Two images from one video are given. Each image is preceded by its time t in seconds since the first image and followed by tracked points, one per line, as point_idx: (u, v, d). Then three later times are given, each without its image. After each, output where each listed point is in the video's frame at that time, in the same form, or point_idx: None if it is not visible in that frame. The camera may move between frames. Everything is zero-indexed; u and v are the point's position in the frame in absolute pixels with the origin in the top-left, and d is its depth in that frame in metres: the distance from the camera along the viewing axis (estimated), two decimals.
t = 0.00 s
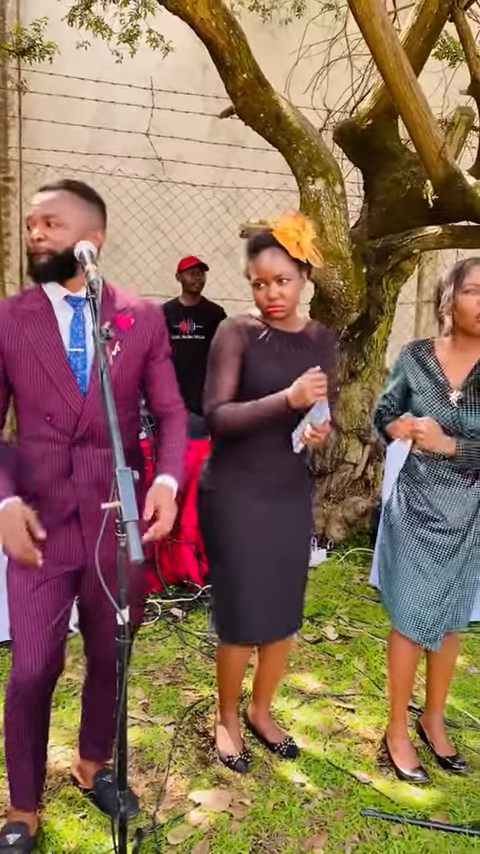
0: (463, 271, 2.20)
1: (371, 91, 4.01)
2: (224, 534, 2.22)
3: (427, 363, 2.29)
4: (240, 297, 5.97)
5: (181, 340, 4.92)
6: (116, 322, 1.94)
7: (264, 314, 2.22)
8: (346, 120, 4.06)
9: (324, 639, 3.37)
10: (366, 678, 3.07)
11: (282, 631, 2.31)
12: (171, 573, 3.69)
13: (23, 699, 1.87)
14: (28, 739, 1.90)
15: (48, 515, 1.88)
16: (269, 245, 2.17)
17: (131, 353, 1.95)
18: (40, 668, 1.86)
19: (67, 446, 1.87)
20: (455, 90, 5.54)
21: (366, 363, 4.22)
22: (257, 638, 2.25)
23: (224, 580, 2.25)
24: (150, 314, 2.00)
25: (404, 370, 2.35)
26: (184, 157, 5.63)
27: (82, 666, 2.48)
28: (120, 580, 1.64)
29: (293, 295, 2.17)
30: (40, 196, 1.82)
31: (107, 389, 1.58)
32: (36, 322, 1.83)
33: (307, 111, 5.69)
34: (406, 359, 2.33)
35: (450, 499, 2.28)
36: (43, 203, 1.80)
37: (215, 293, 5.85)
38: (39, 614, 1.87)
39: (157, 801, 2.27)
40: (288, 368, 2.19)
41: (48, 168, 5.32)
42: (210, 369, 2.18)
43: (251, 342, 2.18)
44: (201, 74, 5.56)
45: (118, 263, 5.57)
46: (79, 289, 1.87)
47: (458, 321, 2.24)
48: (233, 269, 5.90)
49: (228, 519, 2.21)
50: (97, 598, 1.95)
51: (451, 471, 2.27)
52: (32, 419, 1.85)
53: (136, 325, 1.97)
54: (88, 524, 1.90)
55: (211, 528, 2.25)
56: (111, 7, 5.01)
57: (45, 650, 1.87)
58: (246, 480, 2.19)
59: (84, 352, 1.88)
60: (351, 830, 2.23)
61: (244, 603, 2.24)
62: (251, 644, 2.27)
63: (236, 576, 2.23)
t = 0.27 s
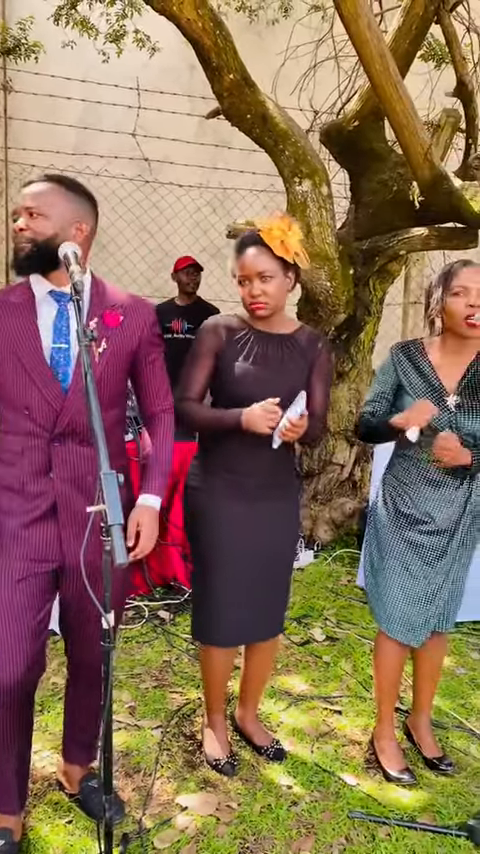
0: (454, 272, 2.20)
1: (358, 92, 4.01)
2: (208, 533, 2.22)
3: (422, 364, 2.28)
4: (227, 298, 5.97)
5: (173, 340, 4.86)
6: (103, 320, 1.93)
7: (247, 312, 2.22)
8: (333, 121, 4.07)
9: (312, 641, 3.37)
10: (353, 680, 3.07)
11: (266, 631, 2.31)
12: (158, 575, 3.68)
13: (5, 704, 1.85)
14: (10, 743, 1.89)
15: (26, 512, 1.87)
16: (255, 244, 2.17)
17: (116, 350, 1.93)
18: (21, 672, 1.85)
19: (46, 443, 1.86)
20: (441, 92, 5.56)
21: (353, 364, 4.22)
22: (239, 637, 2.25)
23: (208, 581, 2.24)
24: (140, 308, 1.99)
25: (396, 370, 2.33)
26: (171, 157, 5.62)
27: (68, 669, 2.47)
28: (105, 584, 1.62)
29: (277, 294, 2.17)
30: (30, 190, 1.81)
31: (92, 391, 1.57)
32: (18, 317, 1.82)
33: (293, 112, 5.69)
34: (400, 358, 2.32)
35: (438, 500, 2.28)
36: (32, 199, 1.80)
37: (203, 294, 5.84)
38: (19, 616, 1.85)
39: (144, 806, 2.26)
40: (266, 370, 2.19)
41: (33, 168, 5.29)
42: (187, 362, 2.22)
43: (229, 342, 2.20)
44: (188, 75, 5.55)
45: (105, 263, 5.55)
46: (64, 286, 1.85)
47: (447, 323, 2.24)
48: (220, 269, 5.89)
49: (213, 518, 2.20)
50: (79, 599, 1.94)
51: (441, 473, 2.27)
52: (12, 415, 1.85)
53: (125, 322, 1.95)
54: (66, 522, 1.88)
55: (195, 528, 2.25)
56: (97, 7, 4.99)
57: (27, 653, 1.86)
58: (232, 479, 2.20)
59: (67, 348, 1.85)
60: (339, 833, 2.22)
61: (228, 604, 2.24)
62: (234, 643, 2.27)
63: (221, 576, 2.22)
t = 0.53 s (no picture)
0: (439, 274, 2.22)
1: (344, 92, 4.02)
2: (195, 534, 2.21)
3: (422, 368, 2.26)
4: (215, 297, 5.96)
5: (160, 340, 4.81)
6: (90, 326, 1.92)
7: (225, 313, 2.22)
8: (320, 120, 4.07)
9: (299, 640, 3.37)
10: (340, 680, 3.07)
11: (254, 631, 2.31)
12: (145, 574, 3.66)
13: None
14: None
15: (12, 518, 1.87)
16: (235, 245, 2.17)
17: (104, 358, 1.92)
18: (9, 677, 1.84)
19: (33, 449, 1.85)
20: (428, 93, 5.58)
21: (340, 364, 4.22)
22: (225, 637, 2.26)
23: (195, 581, 2.23)
24: (124, 316, 1.98)
25: (395, 371, 2.27)
26: (158, 156, 5.60)
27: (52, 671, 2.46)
28: (89, 585, 1.62)
29: (255, 294, 2.18)
30: (18, 194, 1.80)
31: (75, 390, 1.56)
32: (5, 323, 1.80)
33: (280, 111, 5.69)
34: (398, 359, 2.28)
35: (427, 499, 2.30)
36: (21, 203, 1.79)
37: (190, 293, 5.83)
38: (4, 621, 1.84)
39: (130, 808, 2.26)
40: (245, 371, 2.18)
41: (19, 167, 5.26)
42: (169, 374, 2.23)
43: (206, 346, 2.19)
44: (175, 74, 5.54)
45: (91, 262, 5.53)
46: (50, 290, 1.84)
47: (432, 324, 2.26)
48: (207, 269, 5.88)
49: (200, 519, 2.20)
50: (66, 605, 1.93)
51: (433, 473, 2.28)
52: None
53: (110, 329, 1.95)
54: (53, 528, 1.88)
55: (180, 530, 2.24)
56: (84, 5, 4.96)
57: (15, 658, 1.85)
58: (219, 480, 2.20)
59: (55, 354, 1.84)
60: (325, 833, 2.22)
61: (216, 604, 2.24)
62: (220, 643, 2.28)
63: (209, 577, 2.22)
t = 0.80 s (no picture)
0: (428, 272, 2.21)
1: (332, 91, 4.02)
2: (187, 532, 2.19)
3: (424, 372, 2.26)
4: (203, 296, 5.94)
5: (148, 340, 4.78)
6: (74, 314, 1.91)
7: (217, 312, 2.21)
8: (307, 119, 4.06)
9: (287, 640, 3.37)
10: (329, 680, 3.07)
11: (245, 629, 2.30)
12: (132, 575, 3.65)
13: None
14: None
15: (5, 511, 1.83)
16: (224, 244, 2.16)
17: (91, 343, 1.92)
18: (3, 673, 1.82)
19: (25, 439, 1.83)
20: (416, 92, 5.58)
21: (329, 363, 4.22)
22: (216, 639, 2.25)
23: (187, 580, 2.21)
24: (107, 304, 1.99)
25: (404, 375, 2.24)
26: (146, 155, 5.58)
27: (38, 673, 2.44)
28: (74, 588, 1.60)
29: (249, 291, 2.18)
30: (7, 187, 1.78)
31: (60, 390, 1.54)
32: None
33: (269, 110, 5.68)
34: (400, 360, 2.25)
35: (420, 499, 2.30)
36: (10, 195, 1.77)
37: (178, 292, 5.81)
38: None
39: (117, 810, 2.24)
40: (240, 368, 2.18)
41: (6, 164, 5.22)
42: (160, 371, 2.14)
43: (202, 343, 2.15)
44: (163, 72, 5.52)
45: (79, 261, 5.50)
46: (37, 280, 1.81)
47: (422, 322, 2.26)
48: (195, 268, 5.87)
49: (192, 517, 2.18)
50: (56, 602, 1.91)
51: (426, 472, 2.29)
52: None
53: (95, 317, 1.95)
54: (46, 522, 1.86)
55: (168, 532, 2.22)
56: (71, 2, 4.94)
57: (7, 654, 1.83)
58: (211, 478, 2.18)
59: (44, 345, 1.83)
60: (314, 834, 2.22)
61: (207, 603, 2.22)
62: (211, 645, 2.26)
63: (200, 576, 2.20)
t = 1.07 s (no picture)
0: (415, 272, 2.21)
1: (321, 89, 4.01)
2: (176, 532, 2.17)
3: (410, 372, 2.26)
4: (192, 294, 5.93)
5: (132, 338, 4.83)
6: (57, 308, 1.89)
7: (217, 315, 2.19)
8: (296, 117, 4.05)
9: (277, 639, 3.36)
10: (318, 679, 3.06)
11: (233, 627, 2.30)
12: (121, 575, 3.63)
13: None
14: None
15: None
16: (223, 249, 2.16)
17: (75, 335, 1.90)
18: None
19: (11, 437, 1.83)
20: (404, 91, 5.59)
21: (318, 362, 4.22)
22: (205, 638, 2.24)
23: (176, 580, 2.20)
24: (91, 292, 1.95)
25: (392, 375, 2.23)
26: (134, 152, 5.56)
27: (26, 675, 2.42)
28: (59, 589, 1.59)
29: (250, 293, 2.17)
30: None
31: (45, 390, 1.53)
32: None
33: (257, 108, 5.67)
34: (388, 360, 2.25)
35: (408, 497, 2.31)
36: None
37: (168, 291, 5.79)
38: None
39: (105, 812, 2.23)
40: (234, 365, 2.18)
41: None
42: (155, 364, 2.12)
43: (198, 338, 2.14)
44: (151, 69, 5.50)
45: (67, 259, 5.48)
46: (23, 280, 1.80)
47: (407, 322, 2.25)
48: (184, 266, 5.85)
49: (182, 516, 2.17)
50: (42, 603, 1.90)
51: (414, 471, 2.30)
52: None
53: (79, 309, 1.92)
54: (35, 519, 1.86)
55: (156, 532, 2.21)
56: None
57: None
58: (200, 477, 2.18)
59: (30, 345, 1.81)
60: (302, 833, 2.22)
61: (197, 603, 2.21)
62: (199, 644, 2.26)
63: (189, 575, 2.19)
